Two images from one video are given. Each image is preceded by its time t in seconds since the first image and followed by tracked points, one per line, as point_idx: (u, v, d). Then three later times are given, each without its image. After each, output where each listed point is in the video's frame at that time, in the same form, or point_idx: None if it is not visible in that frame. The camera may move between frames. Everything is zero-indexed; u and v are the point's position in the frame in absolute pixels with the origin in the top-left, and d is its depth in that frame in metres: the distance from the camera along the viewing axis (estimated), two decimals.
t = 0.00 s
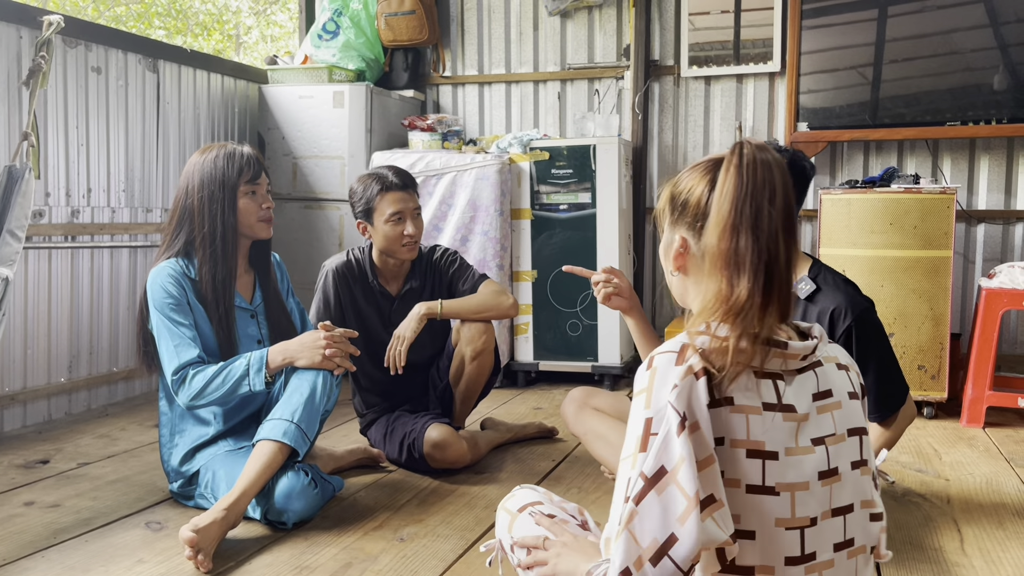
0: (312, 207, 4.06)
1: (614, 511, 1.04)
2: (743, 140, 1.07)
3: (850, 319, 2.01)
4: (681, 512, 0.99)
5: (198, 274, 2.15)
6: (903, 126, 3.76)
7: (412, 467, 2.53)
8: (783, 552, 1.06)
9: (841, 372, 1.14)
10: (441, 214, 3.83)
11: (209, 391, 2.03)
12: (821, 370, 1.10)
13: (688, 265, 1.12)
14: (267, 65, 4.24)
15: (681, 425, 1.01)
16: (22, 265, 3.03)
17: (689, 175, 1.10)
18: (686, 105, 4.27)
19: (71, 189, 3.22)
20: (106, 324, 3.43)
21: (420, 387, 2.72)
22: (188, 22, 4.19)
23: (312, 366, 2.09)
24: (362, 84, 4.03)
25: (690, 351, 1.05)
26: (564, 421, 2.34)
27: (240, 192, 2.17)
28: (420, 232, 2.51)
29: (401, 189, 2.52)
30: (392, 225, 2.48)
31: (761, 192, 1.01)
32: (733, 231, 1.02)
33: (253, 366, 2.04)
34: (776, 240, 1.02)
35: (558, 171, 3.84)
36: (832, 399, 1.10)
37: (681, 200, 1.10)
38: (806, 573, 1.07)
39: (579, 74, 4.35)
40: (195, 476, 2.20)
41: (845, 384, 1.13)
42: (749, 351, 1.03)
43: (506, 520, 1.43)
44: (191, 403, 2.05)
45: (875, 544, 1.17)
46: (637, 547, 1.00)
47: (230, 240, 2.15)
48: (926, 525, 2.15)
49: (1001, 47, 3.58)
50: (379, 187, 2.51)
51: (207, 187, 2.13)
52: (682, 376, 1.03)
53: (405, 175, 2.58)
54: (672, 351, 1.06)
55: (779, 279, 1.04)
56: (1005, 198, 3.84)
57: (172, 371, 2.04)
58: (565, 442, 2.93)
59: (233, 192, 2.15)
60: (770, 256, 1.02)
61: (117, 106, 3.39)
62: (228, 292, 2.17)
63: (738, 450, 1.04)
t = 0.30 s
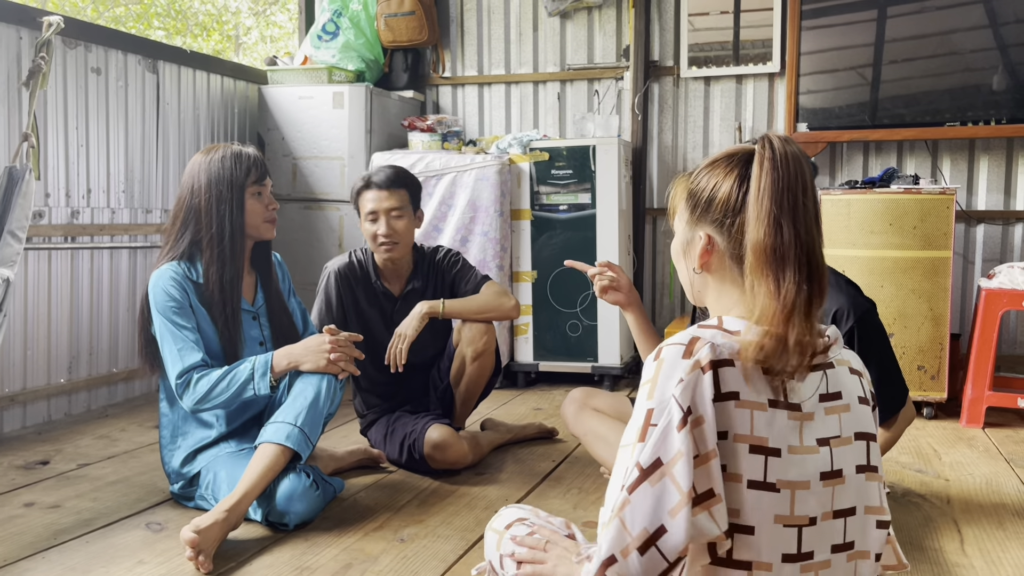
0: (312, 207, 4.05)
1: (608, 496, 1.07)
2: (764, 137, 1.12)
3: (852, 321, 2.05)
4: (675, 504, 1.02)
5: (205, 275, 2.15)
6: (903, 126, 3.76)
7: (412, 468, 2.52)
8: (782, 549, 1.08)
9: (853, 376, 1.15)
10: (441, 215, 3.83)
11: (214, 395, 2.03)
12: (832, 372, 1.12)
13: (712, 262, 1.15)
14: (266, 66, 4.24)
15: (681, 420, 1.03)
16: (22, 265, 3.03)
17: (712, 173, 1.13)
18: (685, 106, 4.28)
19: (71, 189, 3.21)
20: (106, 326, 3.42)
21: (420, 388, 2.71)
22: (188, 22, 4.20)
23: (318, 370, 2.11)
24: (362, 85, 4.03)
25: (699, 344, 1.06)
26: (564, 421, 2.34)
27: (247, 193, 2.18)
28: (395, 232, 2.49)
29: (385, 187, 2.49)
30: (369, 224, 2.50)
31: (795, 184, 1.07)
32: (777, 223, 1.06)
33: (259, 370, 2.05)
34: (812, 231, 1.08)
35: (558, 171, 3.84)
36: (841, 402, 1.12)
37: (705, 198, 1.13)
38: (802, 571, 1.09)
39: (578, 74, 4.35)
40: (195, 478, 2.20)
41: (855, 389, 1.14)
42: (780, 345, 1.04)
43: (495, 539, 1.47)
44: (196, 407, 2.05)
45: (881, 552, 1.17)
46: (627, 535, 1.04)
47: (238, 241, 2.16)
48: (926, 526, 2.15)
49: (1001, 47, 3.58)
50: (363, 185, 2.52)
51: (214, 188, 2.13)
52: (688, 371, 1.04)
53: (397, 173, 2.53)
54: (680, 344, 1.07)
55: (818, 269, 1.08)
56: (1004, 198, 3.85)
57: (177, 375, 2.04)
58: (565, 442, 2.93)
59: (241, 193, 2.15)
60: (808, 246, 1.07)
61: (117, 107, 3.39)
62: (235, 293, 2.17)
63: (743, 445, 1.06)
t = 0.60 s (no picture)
0: (312, 208, 4.06)
1: (586, 471, 1.11)
2: (756, 128, 1.13)
3: (858, 320, 2.04)
4: (645, 487, 1.08)
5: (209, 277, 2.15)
6: (901, 127, 3.77)
7: (413, 469, 2.53)
8: (771, 532, 1.09)
9: (848, 374, 1.16)
10: (441, 216, 3.83)
11: (217, 400, 2.04)
12: (826, 366, 1.13)
13: (715, 256, 1.15)
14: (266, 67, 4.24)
15: (663, 407, 1.06)
16: (22, 266, 3.03)
17: (708, 168, 1.14)
18: (685, 107, 4.28)
19: (71, 191, 3.21)
20: (106, 327, 3.43)
21: (420, 388, 2.71)
22: (187, 23, 4.19)
23: (321, 373, 2.12)
24: (361, 86, 4.04)
25: (688, 335, 1.08)
26: (564, 422, 2.35)
27: (252, 196, 2.19)
28: (371, 234, 2.48)
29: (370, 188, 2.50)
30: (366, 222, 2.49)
31: (791, 173, 1.08)
32: (774, 212, 1.07)
33: (263, 373, 2.07)
34: (808, 219, 1.09)
35: (557, 172, 3.85)
36: (834, 396, 1.12)
37: (705, 192, 1.13)
38: (790, 556, 1.10)
39: (578, 75, 4.35)
40: (196, 479, 2.20)
41: (849, 386, 1.15)
42: (773, 334, 1.07)
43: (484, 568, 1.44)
44: (201, 411, 2.05)
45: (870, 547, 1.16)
46: (600, 509, 1.09)
47: (242, 244, 2.17)
48: (926, 526, 2.16)
49: (999, 48, 3.59)
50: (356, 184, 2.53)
51: (218, 191, 2.13)
52: (675, 360, 1.06)
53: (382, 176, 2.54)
54: (671, 333, 1.09)
55: (816, 256, 1.10)
56: (1003, 199, 3.85)
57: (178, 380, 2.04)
58: (564, 443, 2.94)
59: (246, 196, 2.16)
60: (806, 234, 1.09)
61: (117, 108, 3.40)
62: (240, 294, 2.19)
63: (734, 431, 1.07)
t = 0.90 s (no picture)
0: (311, 209, 4.06)
1: (579, 457, 1.13)
2: (757, 131, 1.14)
3: (861, 313, 2.04)
4: (635, 475, 1.09)
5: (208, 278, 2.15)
6: (900, 127, 3.77)
7: (412, 469, 2.53)
8: (767, 527, 1.09)
9: (846, 372, 1.16)
10: (440, 216, 3.83)
11: (217, 400, 2.04)
12: (824, 364, 1.13)
13: (716, 257, 1.15)
14: (265, 68, 4.24)
15: (656, 400, 1.07)
16: (21, 267, 3.02)
17: (710, 169, 1.14)
18: (684, 107, 4.29)
19: (70, 192, 3.21)
20: (106, 327, 3.43)
21: (418, 389, 2.71)
22: (186, 23, 4.19)
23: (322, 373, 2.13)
24: (360, 86, 4.04)
25: (682, 331, 1.09)
26: (565, 421, 2.35)
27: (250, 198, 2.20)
28: (409, 227, 2.51)
29: (395, 183, 2.52)
30: (381, 219, 2.50)
31: (792, 175, 1.08)
32: (776, 214, 1.07)
33: (263, 373, 2.07)
34: (809, 221, 1.10)
35: (556, 173, 3.85)
36: (830, 393, 1.12)
37: (706, 193, 1.13)
38: (787, 550, 1.11)
39: (577, 76, 4.35)
40: (197, 480, 2.20)
41: (846, 383, 1.15)
42: (771, 332, 1.07)
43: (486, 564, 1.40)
44: (201, 412, 2.05)
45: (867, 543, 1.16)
46: (590, 495, 1.10)
47: (240, 246, 2.17)
48: (926, 527, 2.16)
49: (998, 49, 3.59)
50: (372, 180, 2.53)
51: (217, 192, 2.13)
52: (668, 356, 1.08)
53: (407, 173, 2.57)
54: (666, 328, 1.10)
55: (817, 258, 1.10)
56: (1002, 200, 3.86)
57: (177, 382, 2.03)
58: (564, 443, 2.94)
59: (244, 197, 2.17)
60: (807, 236, 1.09)
61: (116, 109, 3.39)
62: (239, 292, 2.20)
63: (728, 426, 1.07)
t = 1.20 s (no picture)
0: (310, 209, 4.05)
1: (590, 468, 1.12)
2: (753, 132, 1.14)
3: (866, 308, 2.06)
4: (643, 481, 1.09)
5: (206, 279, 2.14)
6: (899, 127, 3.78)
7: (411, 469, 2.52)
8: (767, 526, 1.09)
9: (845, 371, 1.16)
10: (439, 216, 3.83)
11: (216, 399, 2.04)
12: (822, 364, 1.13)
13: (711, 258, 1.15)
14: (264, 67, 4.24)
15: (660, 404, 1.06)
16: (20, 268, 3.02)
17: (706, 171, 1.14)
18: (683, 107, 4.29)
19: (68, 192, 3.21)
20: (104, 328, 3.42)
21: (415, 390, 2.71)
22: (185, 24, 4.24)
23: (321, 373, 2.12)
24: (359, 86, 4.04)
25: (680, 334, 1.08)
26: (566, 416, 2.35)
27: (247, 198, 2.19)
28: (408, 227, 2.51)
29: (392, 182, 2.54)
30: (381, 216, 2.50)
31: (788, 176, 1.08)
32: (771, 215, 1.07)
33: (262, 373, 2.07)
34: (806, 223, 1.09)
35: (555, 172, 3.85)
36: (829, 393, 1.12)
37: (702, 195, 1.14)
38: (787, 550, 1.11)
39: (576, 75, 4.35)
40: (196, 480, 2.20)
41: (846, 382, 1.15)
42: (767, 331, 1.07)
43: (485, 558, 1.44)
44: (199, 411, 2.05)
45: (868, 542, 1.16)
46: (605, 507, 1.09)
47: (237, 247, 2.16)
48: (925, 526, 2.16)
49: (997, 48, 3.59)
50: (370, 179, 2.53)
51: (214, 192, 2.12)
52: (667, 359, 1.07)
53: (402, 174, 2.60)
54: (664, 332, 1.10)
55: (813, 260, 1.10)
56: (1001, 199, 3.86)
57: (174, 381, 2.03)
58: (563, 443, 2.94)
59: (241, 198, 2.16)
60: (803, 237, 1.09)
61: (115, 109, 3.39)
62: (238, 292, 2.19)
63: (729, 427, 1.07)
